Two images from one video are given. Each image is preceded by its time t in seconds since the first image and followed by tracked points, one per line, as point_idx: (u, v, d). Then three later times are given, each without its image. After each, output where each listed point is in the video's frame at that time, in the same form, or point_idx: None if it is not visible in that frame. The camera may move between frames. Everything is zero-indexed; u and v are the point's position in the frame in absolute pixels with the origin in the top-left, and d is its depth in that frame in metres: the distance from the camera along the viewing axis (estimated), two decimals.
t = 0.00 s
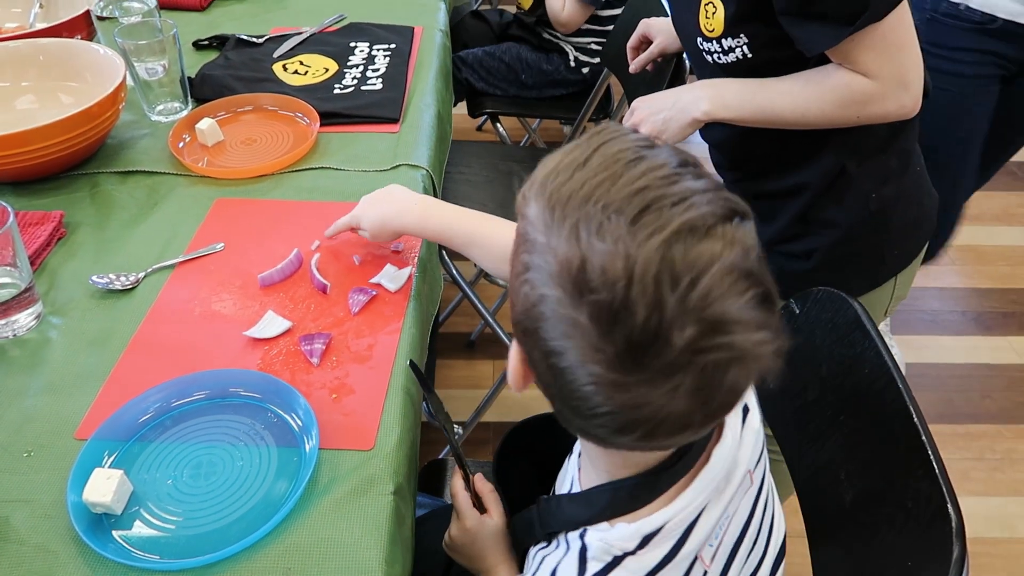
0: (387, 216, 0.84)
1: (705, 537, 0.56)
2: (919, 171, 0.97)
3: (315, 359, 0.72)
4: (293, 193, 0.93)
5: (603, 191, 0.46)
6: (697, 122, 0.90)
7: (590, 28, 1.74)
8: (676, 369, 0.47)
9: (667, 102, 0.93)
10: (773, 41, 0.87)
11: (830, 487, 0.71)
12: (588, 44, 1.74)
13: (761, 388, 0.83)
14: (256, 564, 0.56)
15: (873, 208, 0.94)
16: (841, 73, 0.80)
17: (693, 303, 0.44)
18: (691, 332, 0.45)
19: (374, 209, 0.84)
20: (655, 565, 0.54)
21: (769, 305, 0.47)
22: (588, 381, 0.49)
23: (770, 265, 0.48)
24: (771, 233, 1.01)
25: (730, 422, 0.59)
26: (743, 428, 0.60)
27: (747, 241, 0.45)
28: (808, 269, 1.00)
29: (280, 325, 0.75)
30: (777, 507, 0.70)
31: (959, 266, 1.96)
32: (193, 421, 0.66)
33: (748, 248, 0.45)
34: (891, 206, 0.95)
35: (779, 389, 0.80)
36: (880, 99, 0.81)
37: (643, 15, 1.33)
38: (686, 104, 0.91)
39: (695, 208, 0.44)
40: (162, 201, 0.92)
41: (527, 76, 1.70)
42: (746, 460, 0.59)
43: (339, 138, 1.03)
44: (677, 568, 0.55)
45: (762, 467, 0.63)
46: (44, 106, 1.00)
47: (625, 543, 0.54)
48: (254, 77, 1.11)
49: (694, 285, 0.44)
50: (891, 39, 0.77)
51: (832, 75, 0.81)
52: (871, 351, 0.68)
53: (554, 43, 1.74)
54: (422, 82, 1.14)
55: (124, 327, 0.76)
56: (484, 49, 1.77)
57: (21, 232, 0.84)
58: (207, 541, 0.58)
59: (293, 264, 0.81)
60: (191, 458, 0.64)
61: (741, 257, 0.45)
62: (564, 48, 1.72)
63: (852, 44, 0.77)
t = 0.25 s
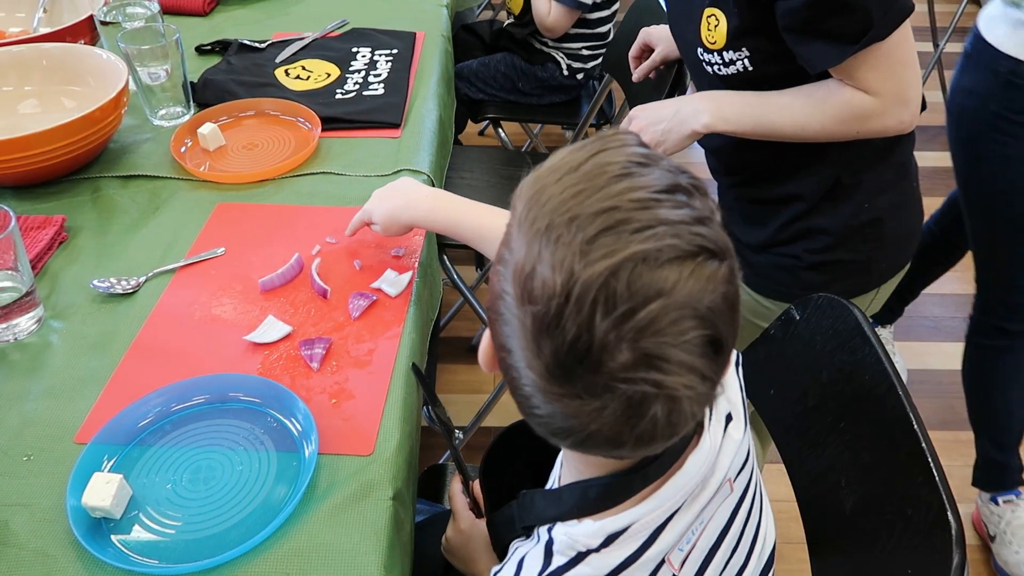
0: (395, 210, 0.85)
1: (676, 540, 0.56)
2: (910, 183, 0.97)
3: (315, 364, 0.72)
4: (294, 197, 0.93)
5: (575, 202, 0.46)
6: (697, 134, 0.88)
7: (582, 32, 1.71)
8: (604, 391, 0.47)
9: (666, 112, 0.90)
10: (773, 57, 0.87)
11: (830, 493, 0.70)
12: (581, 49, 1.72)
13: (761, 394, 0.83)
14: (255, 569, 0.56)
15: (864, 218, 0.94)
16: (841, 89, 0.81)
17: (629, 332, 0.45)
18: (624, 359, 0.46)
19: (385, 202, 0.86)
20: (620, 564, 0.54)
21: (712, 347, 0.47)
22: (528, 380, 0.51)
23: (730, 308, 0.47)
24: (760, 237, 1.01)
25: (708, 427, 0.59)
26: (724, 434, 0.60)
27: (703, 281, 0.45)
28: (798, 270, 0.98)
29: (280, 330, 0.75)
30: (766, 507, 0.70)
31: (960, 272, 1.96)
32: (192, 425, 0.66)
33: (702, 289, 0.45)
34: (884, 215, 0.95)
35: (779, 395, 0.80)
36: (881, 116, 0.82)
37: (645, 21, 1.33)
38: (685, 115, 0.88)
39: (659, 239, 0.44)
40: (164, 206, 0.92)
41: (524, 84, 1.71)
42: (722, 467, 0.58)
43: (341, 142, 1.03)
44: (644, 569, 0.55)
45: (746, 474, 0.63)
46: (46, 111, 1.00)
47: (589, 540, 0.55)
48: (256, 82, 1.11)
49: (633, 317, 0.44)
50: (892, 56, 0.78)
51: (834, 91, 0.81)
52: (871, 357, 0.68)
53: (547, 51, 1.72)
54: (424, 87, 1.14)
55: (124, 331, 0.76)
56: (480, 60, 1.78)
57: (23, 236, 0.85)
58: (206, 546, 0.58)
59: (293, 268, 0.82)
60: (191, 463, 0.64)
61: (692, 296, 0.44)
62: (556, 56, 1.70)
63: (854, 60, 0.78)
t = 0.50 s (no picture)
0: (397, 222, 0.84)
1: (667, 534, 0.56)
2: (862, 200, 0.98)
3: (316, 363, 0.72)
4: (295, 198, 0.93)
5: (543, 210, 0.48)
6: (660, 139, 0.91)
7: (579, 30, 1.70)
8: (572, 393, 0.50)
9: (632, 113, 0.93)
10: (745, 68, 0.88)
11: (829, 494, 0.70)
12: (578, 48, 1.72)
13: (761, 396, 0.83)
14: (255, 568, 0.56)
15: (810, 234, 0.95)
16: (812, 113, 0.81)
17: (592, 337, 0.47)
18: (588, 362, 0.48)
19: (384, 214, 0.84)
20: (610, 558, 0.54)
21: (678, 352, 0.49)
22: (505, 380, 0.53)
23: (698, 313, 0.49)
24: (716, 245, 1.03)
25: (702, 424, 0.59)
26: (719, 432, 0.60)
27: (666, 289, 0.47)
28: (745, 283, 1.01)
29: (280, 330, 0.75)
30: (768, 502, 0.70)
31: (961, 274, 1.96)
32: (192, 424, 0.67)
33: (665, 296, 0.47)
34: (831, 233, 0.96)
35: (780, 396, 0.80)
36: (845, 142, 0.83)
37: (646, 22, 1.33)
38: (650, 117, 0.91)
39: (622, 248, 0.46)
40: (165, 205, 0.92)
41: (524, 86, 1.71)
42: (716, 464, 0.58)
43: (342, 143, 1.03)
44: (635, 564, 0.55)
45: (744, 473, 0.63)
46: (48, 111, 1.00)
47: (579, 533, 0.55)
48: (257, 82, 1.11)
49: (595, 323, 0.46)
50: (866, 86, 0.78)
51: (800, 112, 0.82)
52: (871, 359, 0.68)
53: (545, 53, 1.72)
54: (425, 88, 1.15)
55: (125, 330, 0.76)
56: (479, 64, 1.78)
57: (25, 235, 0.85)
58: (206, 545, 0.58)
59: (294, 268, 0.82)
60: (191, 462, 0.64)
61: (655, 303, 0.47)
62: (554, 57, 1.70)
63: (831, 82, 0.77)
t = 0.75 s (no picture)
0: (397, 222, 0.84)
1: (656, 525, 0.56)
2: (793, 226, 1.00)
3: (316, 365, 0.72)
4: (296, 200, 0.93)
5: (511, 235, 0.49)
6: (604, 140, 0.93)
7: (575, 30, 1.70)
8: (542, 413, 0.51)
9: (580, 105, 0.94)
10: (705, 83, 0.87)
11: (829, 496, 0.71)
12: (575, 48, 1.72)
13: (760, 398, 0.83)
14: (255, 569, 0.56)
15: (751, 251, 0.97)
16: (765, 146, 0.82)
17: (559, 364, 0.48)
18: (558, 387, 0.49)
19: (385, 215, 0.85)
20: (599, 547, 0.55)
21: (652, 372, 0.50)
22: (479, 398, 0.55)
23: (670, 334, 0.50)
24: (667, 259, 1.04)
25: (692, 415, 0.59)
26: (709, 426, 0.60)
27: (635, 314, 0.47)
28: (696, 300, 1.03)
29: (281, 332, 0.75)
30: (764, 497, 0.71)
31: (962, 276, 1.96)
32: (193, 426, 0.67)
33: (634, 321, 0.47)
34: (771, 248, 0.97)
35: (779, 398, 0.80)
36: (789, 181, 0.84)
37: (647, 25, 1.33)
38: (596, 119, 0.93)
39: (588, 275, 0.47)
40: (166, 207, 0.93)
41: (521, 83, 1.71)
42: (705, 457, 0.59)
43: (343, 145, 1.03)
44: (622, 553, 0.55)
45: (738, 468, 0.63)
46: (50, 113, 1.00)
47: (568, 522, 0.55)
48: (259, 84, 1.11)
49: (562, 350, 0.48)
50: (822, 131, 0.79)
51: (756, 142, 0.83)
52: (869, 360, 0.68)
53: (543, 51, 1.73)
54: (426, 90, 1.15)
55: (126, 332, 0.76)
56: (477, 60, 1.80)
57: (26, 237, 0.85)
58: (206, 546, 0.58)
59: (295, 270, 0.82)
60: (191, 463, 0.64)
61: (621, 329, 0.47)
62: (551, 56, 1.71)
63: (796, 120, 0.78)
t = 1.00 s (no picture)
0: (399, 224, 0.84)
1: (654, 529, 0.56)
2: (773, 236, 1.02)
3: (318, 365, 0.72)
4: (298, 201, 0.94)
5: (500, 260, 0.49)
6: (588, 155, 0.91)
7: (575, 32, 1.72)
8: (533, 438, 0.52)
9: (563, 119, 0.91)
10: (687, 96, 0.87)
11: (828, 498, 0.71)
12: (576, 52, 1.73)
13: (760, 400, 0.83)
14: (256, 569, 0.57)
15: (729, 262, 0.97)
16: (755, 163, 0.83)
17: (549, 392, 0.48)
18: (546, 413, 0.50)
19: (387, 217, 0.85)
20: (598, 552, 0.55)
21: (642, 399, 0.50)
22: (471, 419, 0.55)
23: (660, 360, 0.50)
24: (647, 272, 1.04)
25: (689, 421, 0.59)
26: (707, 430, 0.60)
27: (624, 343, 0.48)
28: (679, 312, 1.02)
29: (283, 332, 0.75)
30: (764, 497, 0.71)
31: (963, 278, 1.96)
32: (194, 426, 0.67)
33: (623, 349, 0.48)
34: (749, 257, 0.98)
35: (779, 400, 0.80)
36: (778, 197, 0.86)
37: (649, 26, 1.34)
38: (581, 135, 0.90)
39: (577, 303, 0.47)
40: (169, 208, 0.93)
41: (524, 86, 1.72)
42: (703, 461, 0.59)
43: (345, 146, 1.04)
44: (621, 558, 0.56)
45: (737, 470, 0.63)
46: (54, 113, 1.01)
47: (565, 528, 0.56)
48: (261, 85, 1.12)
49: (551, 379, 0.48)
50: (811, 150, 0.81)
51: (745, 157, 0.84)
52: (870, 361, 0.68)
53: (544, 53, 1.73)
54: (428, 92, 1.15)
55: (129, 332, 0.76)
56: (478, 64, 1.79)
57: (30, 237, 0.86)
58: (208, 545, 0.59)
59: (297, 270, 0.82)
60: (193, 463, 0.64)
61: (611, 357, 0.48)
62: (552, 57, 1.72)
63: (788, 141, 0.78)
